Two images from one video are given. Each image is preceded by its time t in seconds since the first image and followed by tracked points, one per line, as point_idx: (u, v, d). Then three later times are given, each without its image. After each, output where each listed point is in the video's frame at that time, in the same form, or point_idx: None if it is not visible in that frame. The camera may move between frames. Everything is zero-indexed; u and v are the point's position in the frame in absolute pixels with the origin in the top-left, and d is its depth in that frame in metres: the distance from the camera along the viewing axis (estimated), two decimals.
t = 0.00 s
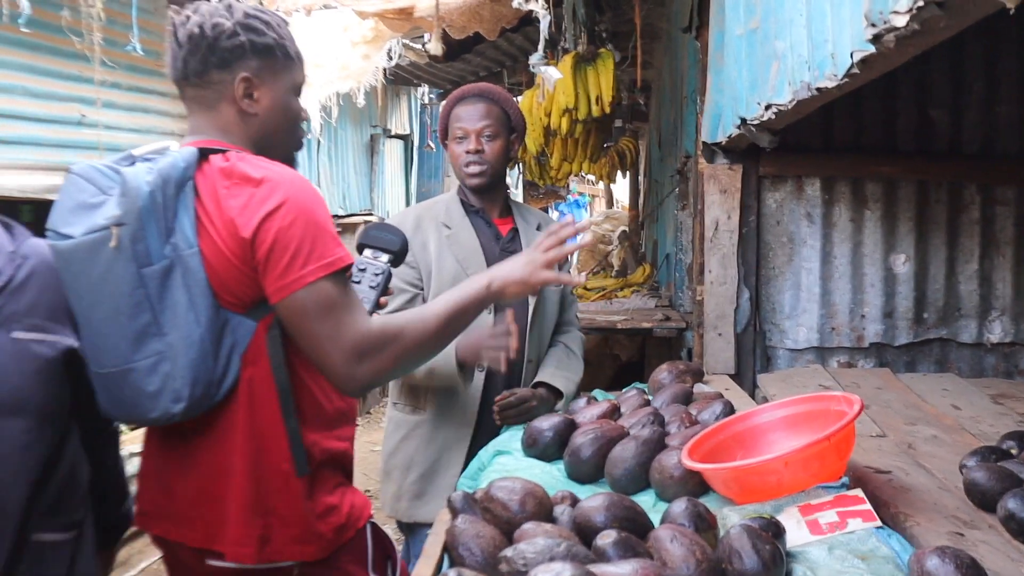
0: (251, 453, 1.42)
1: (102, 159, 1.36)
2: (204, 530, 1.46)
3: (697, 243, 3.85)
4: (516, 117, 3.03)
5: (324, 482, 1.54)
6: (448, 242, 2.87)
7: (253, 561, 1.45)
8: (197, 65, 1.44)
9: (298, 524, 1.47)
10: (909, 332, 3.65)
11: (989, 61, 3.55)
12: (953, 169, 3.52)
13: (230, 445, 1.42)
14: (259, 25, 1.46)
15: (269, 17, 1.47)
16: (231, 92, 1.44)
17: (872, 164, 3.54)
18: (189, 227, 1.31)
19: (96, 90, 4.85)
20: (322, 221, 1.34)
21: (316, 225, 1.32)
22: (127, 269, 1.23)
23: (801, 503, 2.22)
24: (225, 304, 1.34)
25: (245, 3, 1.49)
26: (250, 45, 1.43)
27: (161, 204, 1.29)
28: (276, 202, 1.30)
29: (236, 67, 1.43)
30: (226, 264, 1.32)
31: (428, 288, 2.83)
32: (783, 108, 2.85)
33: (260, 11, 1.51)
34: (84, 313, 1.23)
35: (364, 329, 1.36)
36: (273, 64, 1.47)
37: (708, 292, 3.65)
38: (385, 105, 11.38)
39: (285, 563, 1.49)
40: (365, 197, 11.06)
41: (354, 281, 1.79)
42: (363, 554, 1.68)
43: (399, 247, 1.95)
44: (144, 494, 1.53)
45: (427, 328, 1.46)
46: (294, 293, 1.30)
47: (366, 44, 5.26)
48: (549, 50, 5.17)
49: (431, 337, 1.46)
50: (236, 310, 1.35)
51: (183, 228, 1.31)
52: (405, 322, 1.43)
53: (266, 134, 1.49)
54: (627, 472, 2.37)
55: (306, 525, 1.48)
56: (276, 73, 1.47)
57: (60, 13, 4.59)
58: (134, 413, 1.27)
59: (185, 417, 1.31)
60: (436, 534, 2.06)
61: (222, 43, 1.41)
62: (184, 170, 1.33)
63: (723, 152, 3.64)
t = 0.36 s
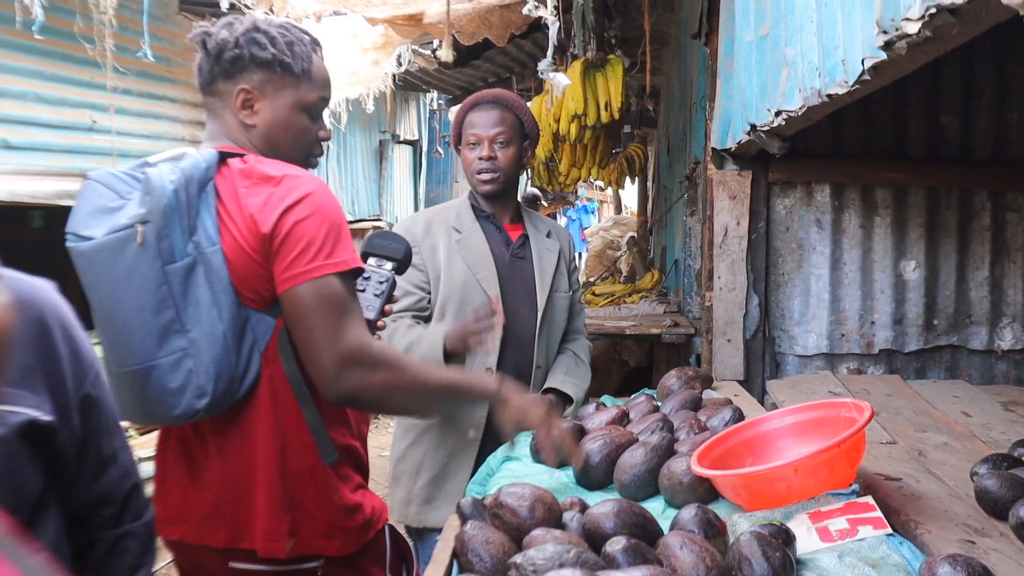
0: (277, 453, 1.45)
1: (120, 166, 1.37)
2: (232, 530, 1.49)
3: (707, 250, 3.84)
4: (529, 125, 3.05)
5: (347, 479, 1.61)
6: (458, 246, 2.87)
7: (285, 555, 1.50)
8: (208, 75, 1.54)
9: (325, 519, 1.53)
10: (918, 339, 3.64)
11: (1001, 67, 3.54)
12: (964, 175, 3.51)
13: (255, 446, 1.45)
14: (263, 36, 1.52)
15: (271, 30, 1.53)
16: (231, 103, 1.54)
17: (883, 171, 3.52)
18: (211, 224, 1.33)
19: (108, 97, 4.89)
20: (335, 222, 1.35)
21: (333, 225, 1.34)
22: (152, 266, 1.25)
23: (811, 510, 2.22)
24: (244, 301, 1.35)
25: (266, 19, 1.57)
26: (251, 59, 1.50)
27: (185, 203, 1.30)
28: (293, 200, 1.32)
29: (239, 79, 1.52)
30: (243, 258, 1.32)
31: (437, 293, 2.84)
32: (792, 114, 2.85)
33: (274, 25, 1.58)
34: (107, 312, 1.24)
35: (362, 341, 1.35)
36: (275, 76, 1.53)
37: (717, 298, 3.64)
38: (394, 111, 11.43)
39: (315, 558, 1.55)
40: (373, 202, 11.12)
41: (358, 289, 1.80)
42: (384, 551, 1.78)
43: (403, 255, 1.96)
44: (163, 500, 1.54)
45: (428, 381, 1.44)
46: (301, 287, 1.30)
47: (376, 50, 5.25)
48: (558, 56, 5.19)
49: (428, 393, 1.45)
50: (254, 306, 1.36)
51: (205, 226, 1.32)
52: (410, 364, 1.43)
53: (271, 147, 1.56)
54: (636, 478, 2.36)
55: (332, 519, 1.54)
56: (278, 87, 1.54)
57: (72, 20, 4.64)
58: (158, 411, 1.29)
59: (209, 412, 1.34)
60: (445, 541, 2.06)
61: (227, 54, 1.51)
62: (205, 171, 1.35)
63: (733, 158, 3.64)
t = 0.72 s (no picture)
0: (266, 457, 1.48)
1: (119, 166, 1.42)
2: (225, 529, 1.53)
3: (710, 251, 3.83)
4: (527, 126, 3.04)
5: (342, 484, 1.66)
6: (461, 250, 2.87)
7: (274, 557, 1.54)
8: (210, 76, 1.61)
9: (315, 521, 1.57)
10: (923, 339, 3.63)
11: (1005, 67, 3.52)
12: (967, 175, 3.50)
13: (246, 449, 1.49)
14: (263, 40, 1.61)
15: (272, 33, 1.62)
16: (233, 105, 1.62)
17: (885, 172, 3.52)
18: (207, 227, 1.38)
19: (110, 101, 4.90)
20: (332, 224, 1.40)
21: (329, 227, 1.39)
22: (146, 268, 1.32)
23: (815, 513, 2.21)
24: (240, 303, 1.42)
25: (269, 22, 1.65)
26: (252, 60, 1.59)
27: (181, 204, 1.35)
28: (288, 204, 1.38)
29: (240, 81, 1.60)
30: (240, 261, 1.38)
31: (439, 297, 2.85)
32: (795, 115, 2.84)
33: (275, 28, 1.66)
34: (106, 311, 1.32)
35: (364, 338, 1.36)
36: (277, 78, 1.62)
37: (721, 300, 3.63)
38: (398, 114, 11.43)
39: (307, 561, 1.59)
40: (377, 204, 11.14)
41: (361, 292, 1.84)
42: (379, 555, 1.83)
43: (407, 259, 1.95)
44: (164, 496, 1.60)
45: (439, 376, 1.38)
46: (301, 287, 1.36)
47: (379, 53, 5.27)
48: (561, 58, 5.19)
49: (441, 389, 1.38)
50: (251, 308, 1.43)
51: (201, 227, 1.38)
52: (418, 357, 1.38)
53: (273, 148, 1.66)
54: (639, 481, 2.36)
55: (322, 521, 1.58)
56: (280, 88, 1.63)
57: (74, 24, 4.63)
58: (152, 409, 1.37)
59: (202, 413, 1.41)
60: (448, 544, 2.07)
61: (229, 56, 1.60)
62: (202, 172, 1.40)
63: (736, 159, 3.63)
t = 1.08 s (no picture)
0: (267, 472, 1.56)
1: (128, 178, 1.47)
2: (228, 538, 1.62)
3: (717, 260, 3.83)
4: (529, 134, 3.05)
5: (340, 497, 1.74)
6: (468, 259, 2.88)
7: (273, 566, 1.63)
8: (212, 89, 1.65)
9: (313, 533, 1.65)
10: (931, 349, 3.62)
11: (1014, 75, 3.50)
12: (976, 184, 3.49)
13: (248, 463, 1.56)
14: (264, 50, 1.66)
15: (271, 43, 1.67)
16: (235, 116, 1.66)
17: (893, 181, 3.51)
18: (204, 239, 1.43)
19: (118, 109, 4.95)
20: (329, 235, 1.47)
21: (326, 237, 1.46)
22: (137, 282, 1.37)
23: (823, 523, 2.21)
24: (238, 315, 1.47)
25: (273, 35, 1.72)
26: (253, 70, 1.63)
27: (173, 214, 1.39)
28: (286, 216, 1.44)
29: (242, 91, 1.65)
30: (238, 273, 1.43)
31: (450, 303, 2.86)
32: (802, 124, 2.84)
33: (276, 38, 1.72)
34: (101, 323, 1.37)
35: (370, 351, 1.42)
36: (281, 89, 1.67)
37: (728, 309, 3.63)
38: (405, 121, 11.50)
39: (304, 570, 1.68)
40: (385, 212, 11.18)
41: (373, 312, 1.92)
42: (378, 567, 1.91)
43: (422, 282, 1.99)
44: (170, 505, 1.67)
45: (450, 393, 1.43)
46: (303, 300, 1.42)
47: (387, 62, 5.21)
48: (569, 66, 5.19)
49: (450, 406, 1.43)
50: (248, 320, 1.48)
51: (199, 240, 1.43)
52: (430, 373, 1.43)
53: (274, 156, 1.69)
54: (646, 491, 2.36)
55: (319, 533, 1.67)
56: (281, 98, 1.67)
57: (84, 33, 4.70)
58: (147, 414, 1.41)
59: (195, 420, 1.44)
60: (455, 555, 2.09)
61: (230, 68, 1.64)
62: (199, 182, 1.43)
63: (743, 168, 3.64)
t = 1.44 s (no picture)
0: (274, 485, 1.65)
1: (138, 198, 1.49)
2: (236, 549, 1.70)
3: (721, 271, 3.83)
4: (534, 146, 3.07)
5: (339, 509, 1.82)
6: (475, 270, 2.89)
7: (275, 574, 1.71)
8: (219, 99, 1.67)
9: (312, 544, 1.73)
10: (935, 361, 3.61)
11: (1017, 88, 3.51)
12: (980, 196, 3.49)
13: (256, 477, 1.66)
14: (277, 63, 1.70)
15: (285, 56, 1.71)
16: (244, 128, 1.66)
17: (897, 193, 3.51)
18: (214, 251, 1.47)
19: (124, 120, 5.01)
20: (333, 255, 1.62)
21: (328, 255, 1.61)
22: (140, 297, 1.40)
23: (828, 537, 2.20)
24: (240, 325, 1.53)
25: (284, 50, 1.75)
26: (265, 83, 1.66)
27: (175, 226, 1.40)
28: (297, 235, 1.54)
29: (252, 103, 1.66)
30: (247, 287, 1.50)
31: (457, 312, 2.85)
32: (806, 137, 2.84)
33: (290, 53, 1.77)
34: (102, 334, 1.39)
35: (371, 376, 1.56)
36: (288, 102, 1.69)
37: (732, 321, 3.62)
38: (410, 132, 11.55)
39: None
40: (389, 223, 11.22)
41: (370, 325, 1.93)
42: None
43: (420, 294, 2.03)
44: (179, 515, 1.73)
45: (440, 432, 1.68)
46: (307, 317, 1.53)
47: (392, 74, 5.32)
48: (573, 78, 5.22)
49: (437, 443, 1.69)
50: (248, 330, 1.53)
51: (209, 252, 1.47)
52: (426, 410, 1.65)
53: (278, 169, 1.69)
54: (649, 504, 2.35)
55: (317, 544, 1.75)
56: (291, 111, 1.69)
57: (91, 45, 4.76)
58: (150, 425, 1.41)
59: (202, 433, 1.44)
60: (458, 568, 2.09)
61: (242, 79, 1.66)
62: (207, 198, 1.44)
63: (747, 180, 3.64)
